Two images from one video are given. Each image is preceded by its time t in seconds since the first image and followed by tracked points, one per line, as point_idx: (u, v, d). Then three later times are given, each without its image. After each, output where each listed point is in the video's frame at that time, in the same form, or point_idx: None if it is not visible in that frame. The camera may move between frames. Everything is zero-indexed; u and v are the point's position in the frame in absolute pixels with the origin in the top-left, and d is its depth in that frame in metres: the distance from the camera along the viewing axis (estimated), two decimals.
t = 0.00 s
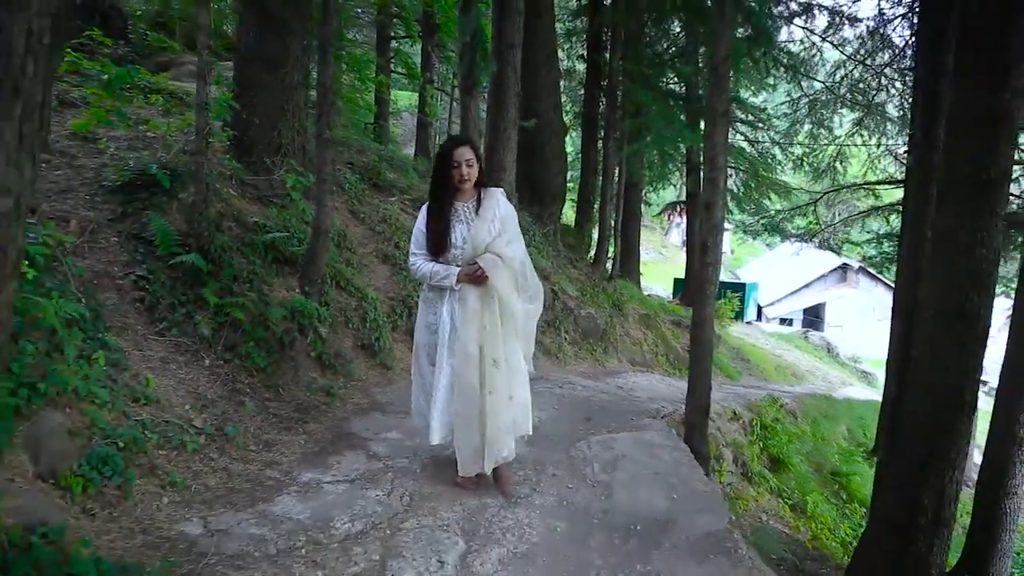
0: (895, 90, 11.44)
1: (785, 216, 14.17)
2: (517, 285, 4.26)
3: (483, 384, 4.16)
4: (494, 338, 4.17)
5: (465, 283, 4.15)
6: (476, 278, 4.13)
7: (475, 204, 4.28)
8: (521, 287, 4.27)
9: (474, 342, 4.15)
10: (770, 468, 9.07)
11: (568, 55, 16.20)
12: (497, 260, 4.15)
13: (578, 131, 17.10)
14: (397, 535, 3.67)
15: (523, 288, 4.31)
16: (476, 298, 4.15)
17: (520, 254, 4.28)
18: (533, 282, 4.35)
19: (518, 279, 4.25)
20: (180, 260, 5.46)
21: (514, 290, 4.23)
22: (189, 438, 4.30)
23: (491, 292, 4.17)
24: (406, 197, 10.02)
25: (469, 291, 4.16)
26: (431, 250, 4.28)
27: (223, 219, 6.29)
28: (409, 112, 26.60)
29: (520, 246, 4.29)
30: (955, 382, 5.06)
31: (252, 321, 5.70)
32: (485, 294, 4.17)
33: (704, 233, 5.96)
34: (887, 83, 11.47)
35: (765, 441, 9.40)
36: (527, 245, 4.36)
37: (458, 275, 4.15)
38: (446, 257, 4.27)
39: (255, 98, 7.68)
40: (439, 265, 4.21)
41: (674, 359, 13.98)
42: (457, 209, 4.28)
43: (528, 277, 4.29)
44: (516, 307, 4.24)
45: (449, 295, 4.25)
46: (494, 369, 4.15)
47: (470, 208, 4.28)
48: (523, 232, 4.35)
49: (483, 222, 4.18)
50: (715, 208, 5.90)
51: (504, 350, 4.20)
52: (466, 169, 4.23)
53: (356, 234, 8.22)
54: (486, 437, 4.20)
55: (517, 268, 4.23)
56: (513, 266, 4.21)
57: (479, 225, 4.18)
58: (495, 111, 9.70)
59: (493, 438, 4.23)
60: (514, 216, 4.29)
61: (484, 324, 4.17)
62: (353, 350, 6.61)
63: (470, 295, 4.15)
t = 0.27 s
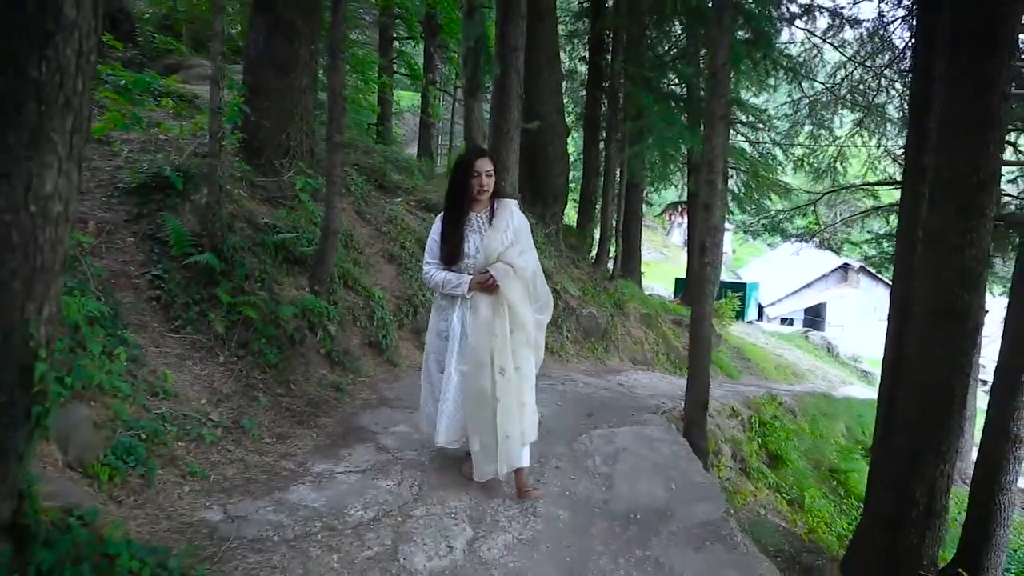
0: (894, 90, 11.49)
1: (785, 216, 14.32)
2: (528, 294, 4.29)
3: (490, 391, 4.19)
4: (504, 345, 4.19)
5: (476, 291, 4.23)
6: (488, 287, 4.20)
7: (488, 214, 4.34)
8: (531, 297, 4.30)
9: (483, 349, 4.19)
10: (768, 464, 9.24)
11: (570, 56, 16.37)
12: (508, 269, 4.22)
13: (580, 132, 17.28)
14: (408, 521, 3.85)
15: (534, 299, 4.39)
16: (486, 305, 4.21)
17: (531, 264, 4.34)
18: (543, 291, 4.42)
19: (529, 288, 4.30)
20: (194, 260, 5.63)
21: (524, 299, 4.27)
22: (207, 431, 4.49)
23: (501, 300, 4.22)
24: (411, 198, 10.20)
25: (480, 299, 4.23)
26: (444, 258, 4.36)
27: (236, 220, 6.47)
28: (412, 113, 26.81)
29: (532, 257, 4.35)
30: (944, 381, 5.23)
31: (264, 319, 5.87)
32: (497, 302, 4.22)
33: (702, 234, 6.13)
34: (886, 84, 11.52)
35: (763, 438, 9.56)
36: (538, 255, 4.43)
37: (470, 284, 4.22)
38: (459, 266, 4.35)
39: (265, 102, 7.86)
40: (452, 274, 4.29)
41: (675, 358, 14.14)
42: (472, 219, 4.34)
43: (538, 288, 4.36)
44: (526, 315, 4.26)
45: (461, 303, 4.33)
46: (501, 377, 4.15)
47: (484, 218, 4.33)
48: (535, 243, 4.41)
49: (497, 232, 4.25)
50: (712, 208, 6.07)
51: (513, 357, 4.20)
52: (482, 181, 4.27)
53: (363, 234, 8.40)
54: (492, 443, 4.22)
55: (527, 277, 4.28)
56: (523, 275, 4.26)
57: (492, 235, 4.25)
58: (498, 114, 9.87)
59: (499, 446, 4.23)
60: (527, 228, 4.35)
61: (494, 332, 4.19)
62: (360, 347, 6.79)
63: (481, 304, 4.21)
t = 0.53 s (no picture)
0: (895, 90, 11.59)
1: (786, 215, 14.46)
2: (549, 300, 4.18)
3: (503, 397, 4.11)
4: (523, 351, 4.08)
5: (499, 296, 4.13)
6: (509, 291, 4.10)
7: (508, 221, 4.28)
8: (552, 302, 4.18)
9: (503, 355, 4.09)
10: (767, 460, 9.40)
11: (571, 58, 16.54)
12: (530, 273, 4.11)
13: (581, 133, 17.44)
14: (417, 509, 4.01)
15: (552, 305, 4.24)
16: (508, 309, 4.08)
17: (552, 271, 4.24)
18: (561, 298, 4.28)
19: (550, 295, 4.19)
20: (207, 259, 5.72)
21: (545, 304, 4.14)
22: (223, 422, 4.65)
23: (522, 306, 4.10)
24: (415, 198, 10.37)
25: (502, 304, 4.12)
26: (465, 265, 4.33)
27: (246, 220, 6.64)
28: (414, 114, 27.01)
29: (553, 263, 4.25)
30: (937, 374, 5.38)
31: (276, 316, 6.01)
32: (516, 307, 4.08)
33: (701, 233, 6.28)
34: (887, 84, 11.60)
35: (762, 435, 9.73)
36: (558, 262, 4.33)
37: (492, 289, 4.16)
38: (479, 272, 4.32)
39: (273, 104, 8.02)
40: (473, 280, 4.26)
41: (675, 356, 14.30)
42: (492, 226, 4.30)
43: (557, 293, 4.22)
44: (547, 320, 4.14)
45: (482, 306, 4.30)
46: (518, 383, 4.06)
47: (504, 225, 4.29)
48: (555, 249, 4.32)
49: (517, 237, 4.17)
50: (711, 208, 6.22)
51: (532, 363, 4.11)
52: (504, 188, 4.21)
53: (369, 234, 8.58)
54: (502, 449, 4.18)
55: (549, 283, 4.17)
56: (544, 280, 4.14)
57: (512, 241, 4.17)
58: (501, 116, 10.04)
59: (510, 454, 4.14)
60: (547, 234, 4.27)
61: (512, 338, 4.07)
62: (367, 344, 6.96)
63: (502, 309, 4.10)
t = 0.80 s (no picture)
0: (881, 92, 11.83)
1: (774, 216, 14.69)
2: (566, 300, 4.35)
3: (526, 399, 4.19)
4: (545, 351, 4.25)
5: (522, 297, 4.17)
6: (533, 291, 4.16)
7: (524, 223, 4.30)
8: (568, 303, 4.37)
9: (529, 357, 4.19)
10: (752, 456, 9.63)
11: (562, 59, 16.72)
12: (551, 273, 4.23)
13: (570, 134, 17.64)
14: (414, 498, 4.19)
15: (570, 304, 4.43)
16: (532, 311, 4.20)
17: (567, 270, 4.38)
18: (575, 297, 4.47)
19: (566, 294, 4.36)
20: (207, 258, 5.90)
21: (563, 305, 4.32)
22: (225, 417, 4.80)
23: (544, 306, 4.24)
24: (408, 198, 10.53)
25: (525, 305, 4.20)
26: (485, 267, 4.26)
27: (244, 220, 6.78)
28: (404, 114, 27.11)
29: (567, 263, 4.39)
30: (914, 370, 5.60)
31: (274, 314, 6.15)
32: (539, 308, 4.22)
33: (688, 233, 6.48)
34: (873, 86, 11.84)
35: (747, 430, 9.97)
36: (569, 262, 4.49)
37: (517, 290, 4.16)
38: (499, 274, 4.27)
39: (269, 106, 8.16)
40: (497, 282, 4.20)
41: (663, 354, 14.52)
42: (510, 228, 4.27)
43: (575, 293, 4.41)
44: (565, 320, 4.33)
45: (504, 311, 4.25)
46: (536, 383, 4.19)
47: (521, 227, 4.29)
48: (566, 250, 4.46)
49: (536, 238, 4.26)
50: (696, 208, 6.42)
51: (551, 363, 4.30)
52: (521, 187, 4.22)
53: (363, 233, 8.74)
54: (527, 452, 4.23)
55: (565, 282, 4.34)
56: (562, 280, 4.32)
57: (532, 242, 4.24)
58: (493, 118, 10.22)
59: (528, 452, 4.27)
60: (561, 235, 4.40)
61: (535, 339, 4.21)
62: (362, 341, 7.12)
63: (525, 309, 4.19)
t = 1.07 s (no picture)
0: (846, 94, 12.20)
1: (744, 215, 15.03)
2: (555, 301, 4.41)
3: (536, 403, 4.31)
4: (542, 352, 4.36)
5: (512, 299, 4.17)
6: (522, 294, 4.16)
7: (517, 225, 4.30)
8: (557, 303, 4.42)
9: (525, 359, 4.28)
10: (722, 448, 9.92)
11: (535, 60, 16.93)
12: (540, 276, 4.27)
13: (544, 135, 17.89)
14: (398, 488, 4.35)
15: (561, 306, 4.49)
16: (522, 314, 4.26)
17: (556, 274, 4.39)
18: (564, 300, 4.50)
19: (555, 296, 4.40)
20: (189, 257, 6.01)
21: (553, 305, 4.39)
22: (211, 413, 4.92)
23: (534, 308, 4.30)
24: (385, 199, 10.66)
25: (513, 307, 4.24)
26: (475, 268, 4.20)
27: (224, 220, 6.88)
28: (378, 115, 27.18)
29: (556, 267, 4.41)
30: (875, 362, 5.86)
31: (255, 313, 6.26)
32: (528, 310, 4.28)
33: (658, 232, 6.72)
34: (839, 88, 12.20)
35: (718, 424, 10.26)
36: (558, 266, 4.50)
37: (506, 292, 4.13)
38: (488, 276, 4.21)
39: (248, 107, 8.26)
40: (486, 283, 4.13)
41: (636, 352, 14.80)
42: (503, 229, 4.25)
43: (564, 295, 4.44)
44: (557, 320, 4.42)
45: (494, 313, 4.19)
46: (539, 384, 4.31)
47: (513, 229, 4.28)
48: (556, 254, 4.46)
49: (527, 241, 4.26)
50: (667, 208, 6.66)
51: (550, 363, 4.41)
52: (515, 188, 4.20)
53: (341, 234, 8.86)
54: (532, 453, 4.36)
55: (554, 285, 4.38)
56: (551, 283, 4.36)
57: (523, 245, 4.24)
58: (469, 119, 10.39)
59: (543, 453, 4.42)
60: (552, 239, 4.41)
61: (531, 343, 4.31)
62: (342, 339, 7.25)
63: (514, 311, 4.24)
